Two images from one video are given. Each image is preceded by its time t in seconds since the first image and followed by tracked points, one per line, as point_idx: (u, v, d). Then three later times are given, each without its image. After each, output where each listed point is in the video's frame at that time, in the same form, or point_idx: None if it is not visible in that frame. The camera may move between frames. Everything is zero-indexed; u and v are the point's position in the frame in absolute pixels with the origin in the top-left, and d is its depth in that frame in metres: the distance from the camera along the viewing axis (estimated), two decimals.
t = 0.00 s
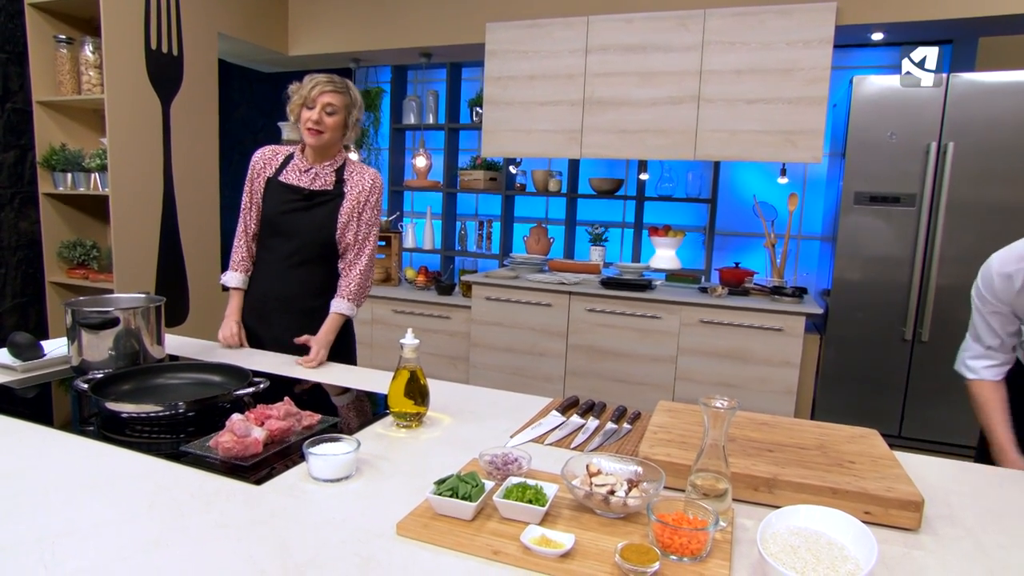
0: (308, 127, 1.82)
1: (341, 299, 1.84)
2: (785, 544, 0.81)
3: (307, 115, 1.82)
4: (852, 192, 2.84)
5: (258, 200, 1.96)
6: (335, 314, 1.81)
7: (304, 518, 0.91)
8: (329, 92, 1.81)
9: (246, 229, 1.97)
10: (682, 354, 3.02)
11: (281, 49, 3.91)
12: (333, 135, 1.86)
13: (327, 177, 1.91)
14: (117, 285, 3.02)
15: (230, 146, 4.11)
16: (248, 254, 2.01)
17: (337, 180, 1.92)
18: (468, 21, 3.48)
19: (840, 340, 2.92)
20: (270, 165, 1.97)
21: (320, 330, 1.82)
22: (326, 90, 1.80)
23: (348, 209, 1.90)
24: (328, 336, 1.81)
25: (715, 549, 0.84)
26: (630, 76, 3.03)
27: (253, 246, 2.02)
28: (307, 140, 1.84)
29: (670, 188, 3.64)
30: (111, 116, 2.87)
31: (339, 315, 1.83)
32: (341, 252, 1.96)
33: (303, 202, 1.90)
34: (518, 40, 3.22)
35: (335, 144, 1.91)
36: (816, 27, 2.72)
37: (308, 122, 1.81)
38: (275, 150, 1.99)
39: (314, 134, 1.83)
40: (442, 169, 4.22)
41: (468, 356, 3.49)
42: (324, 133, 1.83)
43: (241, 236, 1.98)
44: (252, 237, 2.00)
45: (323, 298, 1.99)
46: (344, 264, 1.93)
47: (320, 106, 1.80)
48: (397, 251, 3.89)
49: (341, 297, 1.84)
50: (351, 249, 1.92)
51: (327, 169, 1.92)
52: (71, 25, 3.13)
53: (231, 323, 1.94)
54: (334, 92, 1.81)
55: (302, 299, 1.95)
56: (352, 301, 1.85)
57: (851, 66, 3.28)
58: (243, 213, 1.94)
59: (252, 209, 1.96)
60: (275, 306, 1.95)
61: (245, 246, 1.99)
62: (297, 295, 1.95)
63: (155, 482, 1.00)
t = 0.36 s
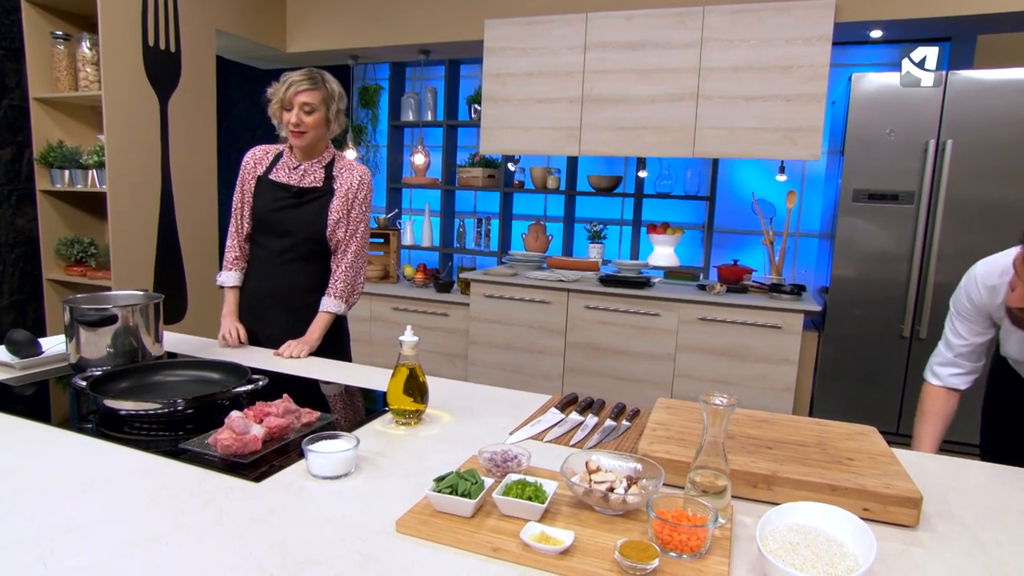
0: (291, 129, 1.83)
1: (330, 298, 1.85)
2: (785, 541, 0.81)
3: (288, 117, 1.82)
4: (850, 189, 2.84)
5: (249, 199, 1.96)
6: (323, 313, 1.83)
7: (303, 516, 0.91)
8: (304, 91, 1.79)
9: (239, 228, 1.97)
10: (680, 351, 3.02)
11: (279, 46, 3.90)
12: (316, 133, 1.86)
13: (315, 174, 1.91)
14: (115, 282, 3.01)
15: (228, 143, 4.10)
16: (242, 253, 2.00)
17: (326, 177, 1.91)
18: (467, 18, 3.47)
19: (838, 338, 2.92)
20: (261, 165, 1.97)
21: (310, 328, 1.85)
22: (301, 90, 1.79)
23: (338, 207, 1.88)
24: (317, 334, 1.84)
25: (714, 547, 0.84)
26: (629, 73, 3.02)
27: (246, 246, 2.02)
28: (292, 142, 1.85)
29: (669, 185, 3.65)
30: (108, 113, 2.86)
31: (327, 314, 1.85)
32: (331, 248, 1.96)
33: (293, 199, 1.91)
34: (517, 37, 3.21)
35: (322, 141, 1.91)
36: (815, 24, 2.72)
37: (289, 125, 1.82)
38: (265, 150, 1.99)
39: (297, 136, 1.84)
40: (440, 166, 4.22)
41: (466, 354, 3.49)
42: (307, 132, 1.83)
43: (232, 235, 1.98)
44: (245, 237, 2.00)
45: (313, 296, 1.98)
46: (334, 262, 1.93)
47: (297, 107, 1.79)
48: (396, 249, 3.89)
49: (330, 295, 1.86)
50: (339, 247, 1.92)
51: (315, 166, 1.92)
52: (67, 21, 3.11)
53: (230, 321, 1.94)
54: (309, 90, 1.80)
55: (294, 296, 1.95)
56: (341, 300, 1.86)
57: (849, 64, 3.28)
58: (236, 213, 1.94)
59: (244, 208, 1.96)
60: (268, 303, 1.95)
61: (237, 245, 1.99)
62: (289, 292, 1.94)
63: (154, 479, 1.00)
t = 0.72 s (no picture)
0: (273, 130, 1.85)
1: (323, 294, 1.87)
2: (784, 539, 0.81)
3: (269, 118, 1.84)
4: (849, 187, 2.84)
5: (233, 199, 1.95)
6: (318, 309, 1.84)
7: (302, 514, 0.91)
8: (282, 90, 1.81)
9: (223, 229, 1.96)
10: (679, 349, 3.02)
11: (277, 44, 3.89)
12: (298, 131, 1.88)
13: (299, 172, 1.92)
14: (113, 281, 3.00)
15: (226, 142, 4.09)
16: (225, 253, 1.99)
17: (311, 175, 1.92)
18: (466, 16, 3.47)
19: (836, 336, 2.92)
20: (243, 165, 1.96)
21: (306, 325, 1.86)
22: (279, 89, 1.80)
23: (325, 203, 1.90)
24: (313, 332, 1.85)
25: (713, 544, 0.84)
26: (627, 71, 3.02)
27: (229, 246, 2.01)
28: (275, 142, 1.87)
29: (667, 183, 3.65)
30: (105, 110, 2.85)
31: (322, 310, 1.86)
32: (319, 246, 1.96)
33: (279, 198, 1.90)
34: (516, 35, 3.21)
35: (304, 137, 1.93)
36: (813, 22, 2.72)
37: (272, 126, 1.83)
38: (246, 150, 1.99)
39: (280, 135, 1.86)
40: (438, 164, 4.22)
41: (465, 352, 3.49)
42: (290, 131, 1.85)
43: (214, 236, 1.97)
44: (228, 239, 1.98)
45: (306, 293, 1.99)
46: (324, 259, 1.94)
47: (278, 107, 1.81)
48: (394, 247, 3.88)
49: (324, 292, 1.87)
50: (329, 244, 1.93)
51: (299, 164, 1.93)
52: (64, 19, 3.10)
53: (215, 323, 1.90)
54: (287, 88, 1.81)
55: (286, 293, 1.95)
56: (335, 296, 1.88)
57: (847, 62, 3.28)
58: (219, 214, 1.93)
59: (226, 209, 1.95)
60: (260, 303, 1.95)
61: (221, 246, 1.97)
62: (280, 289, 1.95)
63: (152, 478, 1.00)
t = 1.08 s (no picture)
0: (269, 126, 1.83)
1: (314, 290, 1.91)
2: (781, 539, 0.81)
3: (262, 115, 1.82)
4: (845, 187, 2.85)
5: (211, 203, 1.91)
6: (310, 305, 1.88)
7: (300, 515, 0.91)
8: (278, 86, 1.82)
9: (201, 232, 1.91)
10: (676, 349, 3.03)
11: (274, 44, 3.88)
12: (289, 129, 1.88)
13: (282, 172, 1.92)
14: (109, 281, 2.99)
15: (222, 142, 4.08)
16: (202, 257, 1.95)
17: (294, 174, 1.93)
18: (463, 16, 3.46)
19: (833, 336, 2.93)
20: (219, 168, 1.92)
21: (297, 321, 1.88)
22: (273, 84, 1.81)
23: (311, 203, 1.92)
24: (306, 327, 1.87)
25: (711, 544, 0.84)
26: (624, 72, 3.02)
27: (207, 250, 1.96)
28: (270, 139, 1.85)
29: (664, 183, 3.66)
30: (100, 110, 2.84)
31: (313, 305, 1.90)
32: (304, 245, 1.98)
33: (263, 198, 1.89)
34: (513, 35, 3.21)
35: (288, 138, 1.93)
36: (809, 22, 2.73)
37: (270, 122, 1.82)
38: (221, 152, 1.94)
39: (276, 132, 1.85)
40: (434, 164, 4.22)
41: (462, 352, 3.49)
42: (285, 127, 1.86)
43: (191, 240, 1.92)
44: (205, 243, 1.94)
45: (297, 291, 2.01)
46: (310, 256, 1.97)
47: (276, 103, 1.81)
48: (392, 247, 3.88)
49: (313, 287, 1.91)
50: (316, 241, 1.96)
51: (280, 164, 1.92)
52: (59, 19, 3.09)
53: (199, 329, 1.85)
54: (282, 85, 1.83)
55: (278, 292, 1.96)
56: (325, 291, 1.93)
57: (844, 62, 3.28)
58: (196, 217, 1.88)
59: (203, 212, 1.90)
60: (251, 304, 1.94)
61: (198, 250, 1.93)
62: (271, 288, 1.95)
63: (150, 479, 1.00)
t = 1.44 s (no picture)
0: (265, 118, 1.81)
1: (303, 285, 1.95)
2: (784, 538, 0.82)
3: (258, 108, 1.80)
4: (846, 188, 2.85)
5: (204, 206, 1.88)
6: (301, 300, 1.91)
7: (303, 516, 0.91)
8: (267, 79, 1.83)
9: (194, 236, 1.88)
10: (677, 349, 3.04)
11: (274, 45, 3.88)
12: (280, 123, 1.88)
13: (275, 172, 1.93)
14: (110, 282, 3.00)
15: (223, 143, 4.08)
16: (195, 262, 1.91)
17: (287, 175, 1.95)
18: (464, 18, 3.47)
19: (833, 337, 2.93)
20: (208, 170, 1.88)
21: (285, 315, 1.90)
22: (263, 76, 1.82)
23: (305, 202, 1.97)
24: (294, 320, 1.90)
25: (714, 544, 0.84)
26: (625, 73, 3.02)
27: (199, 254, 1.92)
28: (268, 132, 1.83)
29: (664, 184, 3.68)
30: (101, 111, 2.85)
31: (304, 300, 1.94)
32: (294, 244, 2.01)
33: (261, 200, 1.90)
34: (514, 36, 3.21)
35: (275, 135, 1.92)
36: (810, 24, 2.73)
37: (269, 114, 1.81)
38: (207, 153, 1.90)
39: (275, 125, 1.84)
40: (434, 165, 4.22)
41: (463, 353, 3.49)
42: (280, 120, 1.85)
43: (182, 244, 1.87)
44: (200, 246, 1.91)
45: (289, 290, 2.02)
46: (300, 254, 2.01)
47: (270, 94, 1.82)
48: (392, 248, 3.87)
49: (304, 283, 1.95)
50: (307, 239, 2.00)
51: (272, 164, 1.93)
52: (60, 19, 3.09)
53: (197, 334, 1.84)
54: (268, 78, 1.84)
55: (276, 292, 1.98)
56: (315, 287, 1.98)
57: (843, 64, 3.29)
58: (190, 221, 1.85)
59: (198, 216, 1.88)
60: (250, 304, 1.94)
61: (190, 254, 1.88)
62: (272, 288, 1.97)
63: (154, 480, 1.00)
